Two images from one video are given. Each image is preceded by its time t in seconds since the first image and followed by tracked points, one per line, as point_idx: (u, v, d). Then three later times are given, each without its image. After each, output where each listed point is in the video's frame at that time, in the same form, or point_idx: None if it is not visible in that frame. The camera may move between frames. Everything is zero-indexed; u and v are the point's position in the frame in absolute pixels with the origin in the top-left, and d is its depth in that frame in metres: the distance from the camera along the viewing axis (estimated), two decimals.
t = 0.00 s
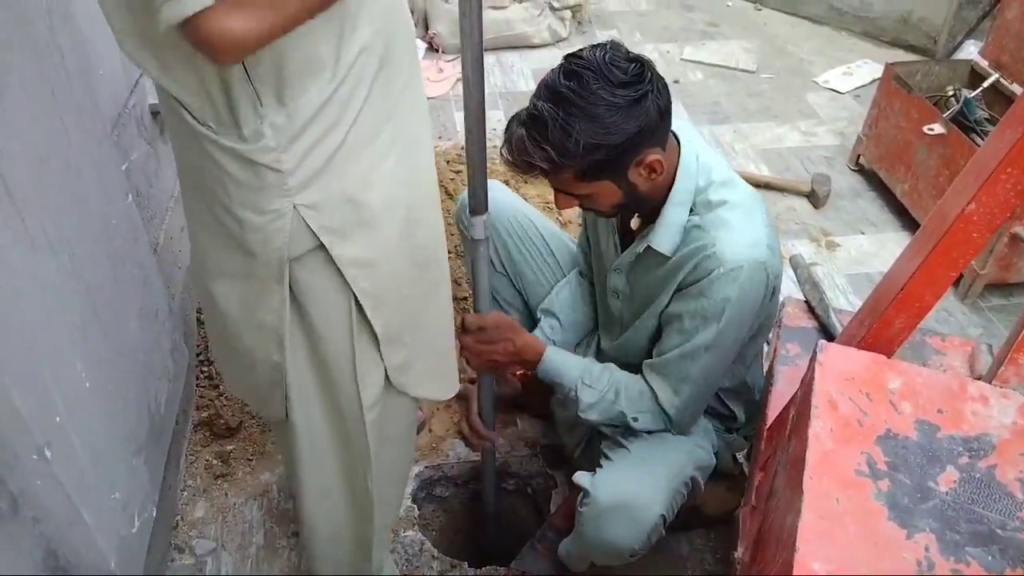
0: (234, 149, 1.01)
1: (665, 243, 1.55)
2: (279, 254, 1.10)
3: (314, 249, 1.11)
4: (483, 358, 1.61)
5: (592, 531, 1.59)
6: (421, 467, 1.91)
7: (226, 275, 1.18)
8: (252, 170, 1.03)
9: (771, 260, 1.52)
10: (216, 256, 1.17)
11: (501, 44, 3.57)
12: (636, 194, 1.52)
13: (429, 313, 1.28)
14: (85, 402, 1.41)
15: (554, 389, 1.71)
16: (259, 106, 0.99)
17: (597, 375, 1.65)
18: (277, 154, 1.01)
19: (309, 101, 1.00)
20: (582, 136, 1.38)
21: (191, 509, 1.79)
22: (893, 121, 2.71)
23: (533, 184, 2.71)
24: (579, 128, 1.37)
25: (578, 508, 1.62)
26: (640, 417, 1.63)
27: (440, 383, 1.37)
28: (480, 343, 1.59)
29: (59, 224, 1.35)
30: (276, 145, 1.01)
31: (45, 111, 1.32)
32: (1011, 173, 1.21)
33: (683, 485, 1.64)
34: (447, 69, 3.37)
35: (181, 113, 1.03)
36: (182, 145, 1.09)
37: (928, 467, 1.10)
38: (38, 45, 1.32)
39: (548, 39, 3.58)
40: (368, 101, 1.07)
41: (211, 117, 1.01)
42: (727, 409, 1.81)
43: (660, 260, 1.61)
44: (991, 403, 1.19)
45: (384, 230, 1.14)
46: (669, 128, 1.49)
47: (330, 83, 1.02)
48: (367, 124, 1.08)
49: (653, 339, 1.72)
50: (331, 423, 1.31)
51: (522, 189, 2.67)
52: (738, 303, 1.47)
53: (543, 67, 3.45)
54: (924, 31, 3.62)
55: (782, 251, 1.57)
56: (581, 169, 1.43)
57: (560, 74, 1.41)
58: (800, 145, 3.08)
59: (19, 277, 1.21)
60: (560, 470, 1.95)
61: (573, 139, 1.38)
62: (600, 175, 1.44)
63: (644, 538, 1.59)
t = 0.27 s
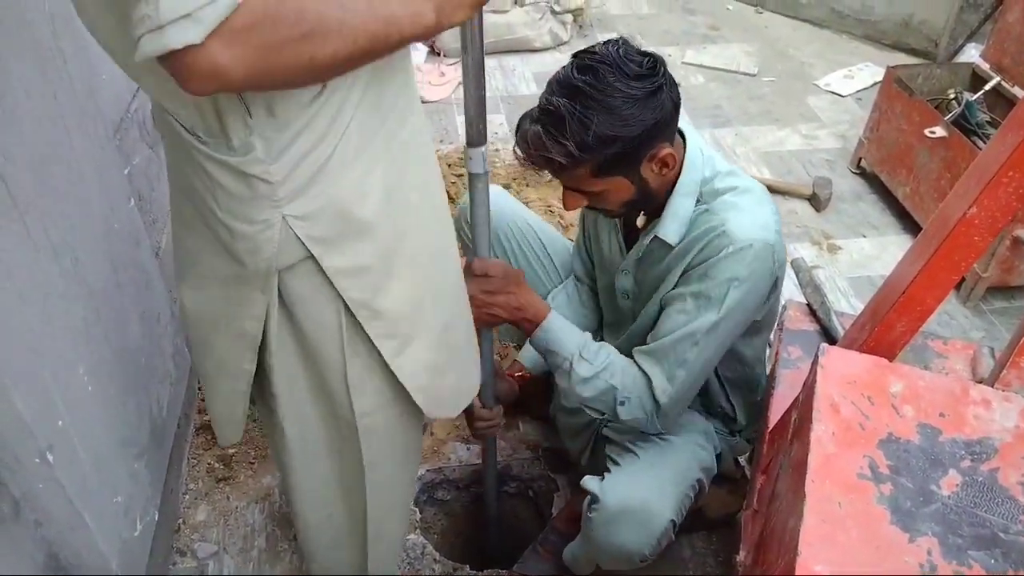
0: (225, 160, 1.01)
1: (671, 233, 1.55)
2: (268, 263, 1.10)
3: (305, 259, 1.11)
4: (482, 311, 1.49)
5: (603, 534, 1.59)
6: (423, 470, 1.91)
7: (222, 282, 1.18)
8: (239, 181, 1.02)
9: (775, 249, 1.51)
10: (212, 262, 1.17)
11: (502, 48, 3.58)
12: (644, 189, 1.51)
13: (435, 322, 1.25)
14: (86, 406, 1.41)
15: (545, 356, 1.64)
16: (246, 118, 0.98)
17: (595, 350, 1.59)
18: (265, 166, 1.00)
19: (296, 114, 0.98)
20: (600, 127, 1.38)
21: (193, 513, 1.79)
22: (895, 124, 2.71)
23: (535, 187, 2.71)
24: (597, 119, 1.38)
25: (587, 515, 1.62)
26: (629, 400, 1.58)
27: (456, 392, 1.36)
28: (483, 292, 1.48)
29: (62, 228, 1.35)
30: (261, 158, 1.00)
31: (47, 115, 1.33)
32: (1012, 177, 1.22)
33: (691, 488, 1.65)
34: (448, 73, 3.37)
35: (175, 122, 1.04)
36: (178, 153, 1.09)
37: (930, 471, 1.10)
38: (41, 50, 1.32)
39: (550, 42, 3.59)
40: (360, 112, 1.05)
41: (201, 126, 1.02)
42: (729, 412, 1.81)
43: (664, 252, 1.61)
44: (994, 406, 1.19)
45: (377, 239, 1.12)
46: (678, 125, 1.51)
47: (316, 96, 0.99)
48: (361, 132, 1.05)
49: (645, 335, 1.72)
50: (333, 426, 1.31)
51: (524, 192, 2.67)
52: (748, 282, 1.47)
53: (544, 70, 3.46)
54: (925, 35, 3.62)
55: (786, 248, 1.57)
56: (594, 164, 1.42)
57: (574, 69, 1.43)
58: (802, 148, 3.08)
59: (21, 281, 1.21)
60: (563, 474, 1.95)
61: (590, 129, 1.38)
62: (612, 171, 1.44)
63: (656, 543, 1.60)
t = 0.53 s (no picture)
0: (217, 162, 1.01)
1: (674, 232, 1.56)
2: (260, 266, 1.10)
3: (298, 260, 1.12)
4: (484, 298, 1.50)
5: (608, 535, 1.59)
6: (424, 470, 1.91)
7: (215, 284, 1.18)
8: (232, 184, 1.03)
9: (778, 248, 1.51)
10: (205, 264, 1.18)
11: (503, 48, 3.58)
12: (647, 189, 1.52)
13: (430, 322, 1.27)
14: (87, 406, 1.41)
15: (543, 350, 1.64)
16: (240, 119, 0.99)
17: (594, 346, 1.59)
18: (259, 168, 1.01)
19: (290, 116, 1.00)
20: (610, 127, 1.37)
21: (193, 513, 1.79)
22: (895, 125, 2.71)
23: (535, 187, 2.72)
24: (608, 119, 1.37)
25: (588, 517, 1.62)
26: (625, 398, 1.57)
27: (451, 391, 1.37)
28: (483, 279, 1.50)
29: (62, 228, 1.35)
30: (255, 160, 1.01)
31: (47, 116, 1.33)
32: (1012, 177, 1.22)
33: (692, 490, 1.65)
34: (449, 73, 3.38)
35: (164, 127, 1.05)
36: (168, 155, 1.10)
37: (930, 471, 1.10)
38: (42, 50, 1.33)
39: (550, 42, 3.59)
40: (351, 115, 1.08)
41: (191, 129, 1.02)
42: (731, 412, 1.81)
43: (667, 252, 1.61)
44: (995, 407, 1.19)
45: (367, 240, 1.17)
46: (682, 125, 1.52)
47: (311, 97, 1.01)
48: (350, 136, 1.08)
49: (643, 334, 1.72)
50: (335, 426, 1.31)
51: (525, 193, 2.67)
52: (751, 281, 1.48)
53: (545, 70, 3.46)
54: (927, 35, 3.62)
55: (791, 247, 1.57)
56: (603, 164, 1.42)
57: (579, 68, 1.42)
58: (802, 149, 3.08)
59: (22, 282, 1.22)
60: (563, 474, 1.95)
61: (599, 129, 1.37)
62: (619, 172, 1.44)
63: (658, 545, 1.60)
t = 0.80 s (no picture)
0: (220, 157, 1.02)
1: (674, 234, 1.56)
2: (262, 262, 1.12)
3: (301, 255, 1.14)
4: (485, 300, 1.49)
5: (603, 532, 1.59)
6: (424, 470, 1.91)
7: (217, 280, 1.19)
8: (236, 179, 1.04)
9: (779, 247, 1.51)
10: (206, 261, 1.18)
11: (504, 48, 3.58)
12: (645, 188, 1.52)
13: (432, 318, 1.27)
14: (88, 406, 1.41)
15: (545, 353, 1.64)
16: (245, 115, 0.99)
17: (596, 349, 1.59)
18: (262, 164, 1.02)
19: (294, 113, 1.01)
20: (607, 122, 1.37)
21: (194, 513, 1.79)
22: (897, 124, 2.71)
23: (536, 187, 2.72)
24: (604, 114, 1.37)
25: (586, 513, 1.62)
26: (628, 400, 1.57)
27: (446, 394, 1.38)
28: (482, 280, 1.49)
29: (64, 229, 1.36)
30: (259, 155, 1.02)
31: (48, 116, 1.33)
32: (1012, 176, 1.22)
33: (691, 489, 1.65)
34: (450, 73, 3.38)
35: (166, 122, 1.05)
36: (168, 152, 1.11)
37: (930, 470, 1.10)
38: (44, 51, 1.33)
39: (551, 42, 3.59)
40: (354, 111, 1.08)
41: (194, 125, 1.03)
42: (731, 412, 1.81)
43: (667, 252, 1.61)
44: (995, 406, 1.19)
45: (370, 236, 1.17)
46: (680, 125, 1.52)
47: (316, 94, 1.02)
48: (353, 133, 1.09)
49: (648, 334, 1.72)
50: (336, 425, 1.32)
51: (526, 192, 2.67)
52: (751, 282, 1.47)
53: (546, 70, 3.46)
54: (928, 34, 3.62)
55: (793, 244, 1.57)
56: (600, 161, 1.42)
57: (578, 65, 1.43)
58: (803, 148, 3.08)
59: (23, 282, 1.22)
60: (563, 473, 1.95)
61: (596, 125, 1.38)
62: (617, 169, 1.44)
63: (655, 543, 1.60)
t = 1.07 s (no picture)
0: (213, 148, 1.03)
1: (681, 235, 1.56)
2: (253, 254, 1.12)
3: (289, 249, 1.14)
4: (490, 298, 1.47)
5: (606, 535, 1.59)
6: (422, 472, 1.91)
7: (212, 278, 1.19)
8: (229, 170, 1.04)
9: (786, 249, 1.53)
10: (201, 259, 1.18)
11: (502, 51, 3.59)
12: (650, 186, 1.52)
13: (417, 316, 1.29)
14: (86, 408, 1.41)
15: (549, 356, 1.62)
16: (239, 105, 1.00)
17: (602, 353, 1.57)
18: (255, 155, 1.03)
19: (290, 105, 1.02)
20: (620, 117, 1.37)
21: (192, 515, 1.79)
22: (894, 127, 2.71)
23: (534, 189, 2.72)
24: (617, 109, 1.37)
25: (588, 516, 1.62)
26: (633, 405, 1.57)
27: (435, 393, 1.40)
28: (490, 279, 1.45)
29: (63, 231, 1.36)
30: (252, 146, 1.02)
31: (47, 117, 1.33)
32: (1010, 179, 1.22)
33: (692, 493, 1.65)
34: (448, 76, 3.38)
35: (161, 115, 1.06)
36: (166, 146, 1.11)
37: (927, 473, 1.10)
38: (44, 54, 1.34)
39: (550, 45, 3.59)
40: (349, 108, 1.09)
41: (187, 116, 1.03)
42: (729, 415, 1.81)
43: (672, 254, 1.61)
44: (991, 409, 1.19)
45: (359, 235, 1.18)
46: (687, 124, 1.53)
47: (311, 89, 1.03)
48: (348, 130, 1.10)
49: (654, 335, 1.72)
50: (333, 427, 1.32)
51: (525, 195, 2.67)
52: (761, 285, 1.48)
53: (545, 73, 3.46)
54: (926, 37, 3.62)
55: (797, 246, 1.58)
56: (608, 158, 1.42)
57: (590, 60, 1.42)
58: (801, 151, 3.08)
59: (22, 284, 1.22)
60: (562, 475, 1.95)
61: (609, 120, 1.38)
62: (624, 166, 1.45)
63: (656, 547, 1.60)
